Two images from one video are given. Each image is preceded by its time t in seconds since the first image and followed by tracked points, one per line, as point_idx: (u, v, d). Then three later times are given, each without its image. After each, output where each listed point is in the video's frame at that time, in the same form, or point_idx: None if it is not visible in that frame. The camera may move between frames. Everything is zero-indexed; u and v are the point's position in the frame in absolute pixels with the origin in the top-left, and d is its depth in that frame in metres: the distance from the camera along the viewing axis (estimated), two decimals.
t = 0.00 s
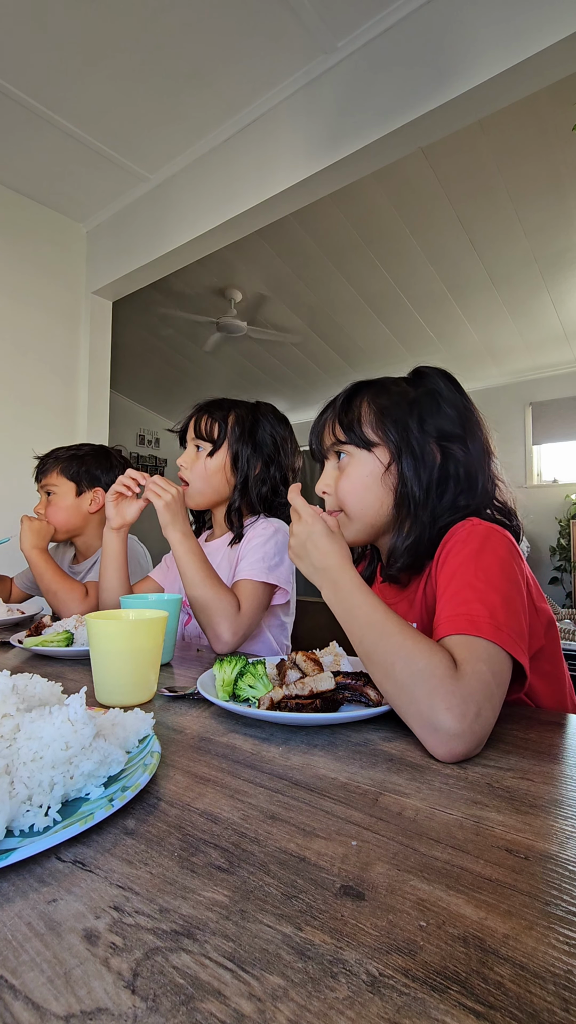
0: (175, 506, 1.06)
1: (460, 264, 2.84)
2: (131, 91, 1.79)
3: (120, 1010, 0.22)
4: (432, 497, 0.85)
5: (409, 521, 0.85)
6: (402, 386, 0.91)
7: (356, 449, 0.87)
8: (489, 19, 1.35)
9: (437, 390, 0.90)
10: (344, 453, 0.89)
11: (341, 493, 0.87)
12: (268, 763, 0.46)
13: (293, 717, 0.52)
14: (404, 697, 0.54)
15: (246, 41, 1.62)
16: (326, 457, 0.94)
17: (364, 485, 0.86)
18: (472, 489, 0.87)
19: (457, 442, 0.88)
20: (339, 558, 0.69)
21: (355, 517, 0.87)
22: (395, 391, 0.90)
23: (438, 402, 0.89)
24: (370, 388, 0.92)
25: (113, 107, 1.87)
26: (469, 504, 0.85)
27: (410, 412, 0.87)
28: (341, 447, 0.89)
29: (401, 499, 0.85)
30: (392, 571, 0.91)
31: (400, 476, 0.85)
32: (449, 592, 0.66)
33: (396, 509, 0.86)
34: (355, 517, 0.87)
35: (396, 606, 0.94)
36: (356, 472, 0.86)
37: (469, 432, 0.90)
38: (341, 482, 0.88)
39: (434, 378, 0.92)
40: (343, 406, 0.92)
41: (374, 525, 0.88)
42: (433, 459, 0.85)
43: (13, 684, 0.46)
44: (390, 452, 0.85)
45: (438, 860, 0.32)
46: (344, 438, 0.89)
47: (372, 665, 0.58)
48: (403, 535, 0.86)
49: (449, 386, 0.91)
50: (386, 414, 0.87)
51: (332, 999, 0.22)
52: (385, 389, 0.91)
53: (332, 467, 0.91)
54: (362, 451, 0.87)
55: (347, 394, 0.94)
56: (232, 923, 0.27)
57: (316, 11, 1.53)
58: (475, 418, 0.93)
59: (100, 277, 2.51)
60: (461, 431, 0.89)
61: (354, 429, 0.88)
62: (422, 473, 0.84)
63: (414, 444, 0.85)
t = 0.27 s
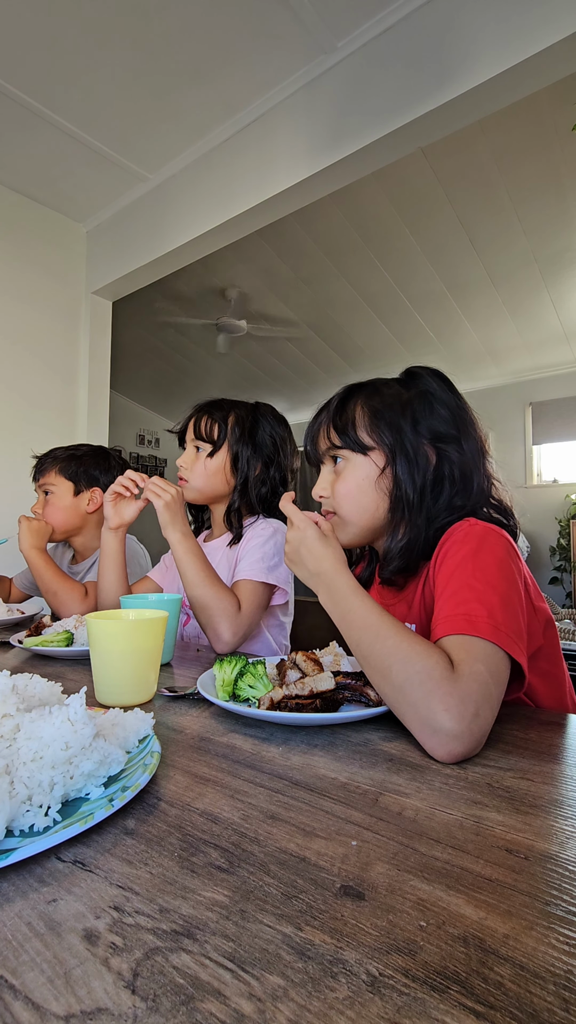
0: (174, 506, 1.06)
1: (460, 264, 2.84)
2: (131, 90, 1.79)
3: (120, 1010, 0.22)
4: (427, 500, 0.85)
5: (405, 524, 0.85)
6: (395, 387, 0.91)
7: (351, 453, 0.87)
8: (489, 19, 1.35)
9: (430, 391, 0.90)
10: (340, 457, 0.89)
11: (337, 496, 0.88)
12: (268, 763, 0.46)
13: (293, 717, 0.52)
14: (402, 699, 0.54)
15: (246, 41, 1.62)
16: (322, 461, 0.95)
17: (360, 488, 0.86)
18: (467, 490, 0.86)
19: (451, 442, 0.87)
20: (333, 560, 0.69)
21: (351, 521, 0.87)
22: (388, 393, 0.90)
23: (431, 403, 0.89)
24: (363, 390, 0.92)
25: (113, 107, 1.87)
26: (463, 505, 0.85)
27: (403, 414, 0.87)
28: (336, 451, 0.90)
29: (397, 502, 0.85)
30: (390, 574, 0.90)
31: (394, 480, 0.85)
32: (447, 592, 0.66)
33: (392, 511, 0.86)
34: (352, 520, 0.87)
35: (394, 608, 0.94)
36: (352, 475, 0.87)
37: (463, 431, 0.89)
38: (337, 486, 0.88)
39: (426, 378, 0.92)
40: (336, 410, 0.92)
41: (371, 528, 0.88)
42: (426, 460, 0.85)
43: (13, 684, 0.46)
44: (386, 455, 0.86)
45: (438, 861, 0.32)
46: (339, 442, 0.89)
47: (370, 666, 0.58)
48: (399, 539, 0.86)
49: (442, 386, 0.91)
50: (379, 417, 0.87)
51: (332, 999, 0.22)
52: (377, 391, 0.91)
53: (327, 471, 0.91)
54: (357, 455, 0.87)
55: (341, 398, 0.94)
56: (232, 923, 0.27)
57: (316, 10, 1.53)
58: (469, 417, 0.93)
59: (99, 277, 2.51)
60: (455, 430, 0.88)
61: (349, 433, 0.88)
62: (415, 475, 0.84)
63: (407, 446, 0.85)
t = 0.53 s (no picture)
0: (175, 506, 1.06)
1: (460, 264, 2.84)
2: (131, 90, 1.79)
3: (120, 1010, 0.22)
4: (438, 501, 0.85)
5: (414, 527, 0.84)
6: (404, 387, 0.91)
7: (364, 455, 0.86)
8: (489, 19, 1.35)
9: (437, 393, 0.92)
10: (351, 459, 0.88)
11: (350, 498, 0.86)
12: (268, 763, 0.46)
13: (293, 717, 0.52)
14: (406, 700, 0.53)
15: (246, 41, 1.62)
16: (329, 461, 0.93)
17: (374, 491, 0.85)
18: (474, 492, 0.88)
19: (458, 445, 0.89)
20: (338, 559, 0.69)
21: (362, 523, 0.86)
22: (397, 394, 0.90)
23: (439, 405, 0.91)
24: (372, 389, 0.91)
25: (113, 107, 1.87)
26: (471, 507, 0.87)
27: (415, 415, 0.87)
28: (348, 453, 0.88)
29: (411, 507, 0.85)
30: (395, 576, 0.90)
31: (411, 483, 0.85)
32: (450, 593, 0.66)
33: (405, 516, 0.85)
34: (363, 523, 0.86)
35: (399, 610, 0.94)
36: (365, 478, 0.86)
37: (467, 435, 0.92)
38: (349, 489, 0.87)
39: (433, 380, 0.93)
40: (347, 408, 0.91)
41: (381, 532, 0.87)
42: (439, 462, 0.86)
43: (13, 683, 0.46)
44: (400, 458, 0.85)
45: (438, 861, 0.32)
46: (351, 442, 0.88)
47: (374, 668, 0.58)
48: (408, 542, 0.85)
49: (447, 389, 0.93)
50: (392, 416, 0.87)
51: (332, 999, 0.22)
52: (387, 391, 0.90)
53: (336, 473, 0.90)
54: (371, 457, 0.86)
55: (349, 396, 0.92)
56: (232, 924, 0.27)
57: (316, 11, 1.53)
58: (471, 422, 0.95)
59: (99, 277, 2.51)
60: (461, 434, 0.90)
61: (362, 434, 0.87)
62: (431, 480, 0.85)
63: (421, 448, 0.85)
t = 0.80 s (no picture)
0: (177, 506, 1.06)
1: (460, 264, 2.83)
2: (131, 91, 1.79)
3: (120, 1010, 0.22)
4: (445, 505, 0.85)
5: (419, 530, 0.84)
6: (412, 389, 0.91)
7: (372, 457, 0.86)
8: (489, 19, 1.35)
9: (443, 396, 0.92)
10: (359, 459, 0.87)
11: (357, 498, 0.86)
12: (268, 763, 0.46)
13: (292, 717, 0.52)
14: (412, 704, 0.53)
15: (247, 41, 1.62)
16: (335, 463, 0.93)
17: (381, 492, 0.85)
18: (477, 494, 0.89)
19: (464, 448, 0.90)
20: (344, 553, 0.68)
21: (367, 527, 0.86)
22: (405, 395, 0.90)
23: (445, 408, 0.91)
24: (380, 391, 0.91)
25: (113, 107, 1.87)
26: (475, 510, 0.88)
27: (423, 417, 0.87)
28: (355, 454, 0.88)
29: (417, 510, 0.85)
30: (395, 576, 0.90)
31: (418, 486, 0.85)
32: (452, 593, 0.66)
33: (410, 517, 0.85)
34: (369, 524, 0.86)
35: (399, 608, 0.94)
36: (372, 479, 0.85)
37: (471, 438, 0.93)
38: (357, 490, 0.86)
39: (440, 383, 0.93)
40: (355, 409, 0.90)
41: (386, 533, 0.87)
42: (445, 465, 0.86)
43: (12, 684, 0.46)
44: (408, 461, 0.85)
45: (438, 861, 0.32)
46: (359, 443, 0.87)
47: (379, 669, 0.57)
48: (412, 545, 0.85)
49: (453, 392, 0.94)
50: (401, 419, 0.87)
51: (332, 1000, 0.22)
52: (395, 392, 0.90)
53: (343, 474, 0.89)
54: (379, 459, 0.86)
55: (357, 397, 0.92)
56: (232, 923, 0.27)
57: (316, 11, 1.53)
58: (474, 424, 0.96)
59: (100, 277, 2.51)
60: (466, 436, 0.91)
61: (371, 435, 0.87)
62: (438, 483, 0.85)
63: (429, 451, 0.85)
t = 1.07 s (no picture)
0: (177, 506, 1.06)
1: (460, 263, 2.83)
2: (131, 90, 1.79)
3: (120, 1010, 0.22)
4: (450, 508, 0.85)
5: (422, 532, 0.84)
6: (420, 390, 0.91)
7: (378, 459, 0.86)
8: (489, 19, 1.35)
9: (450, 398, 0.92)
10: (365, 461, 0.87)
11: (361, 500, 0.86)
12: (268, 763, 0.46)
13: (292, 717, 0.52)
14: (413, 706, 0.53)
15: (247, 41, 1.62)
16: (340, 464, 0.92)
17: (385, 494, 0.85)
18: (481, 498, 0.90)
19: (469, 452, 0.91)
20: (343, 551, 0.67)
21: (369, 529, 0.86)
22: (413, 396, 0.90)
23: (452, 411, 0.91)
24: (389, 392, 0.90)
25: (113, 107, 1.87)
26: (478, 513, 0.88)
27: (431, 420, 0.87)
28: (361, 456, 0.87)
29: (421, 513, 0.85)
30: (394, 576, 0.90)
31: (423, 490, 0.85)
32: (452, 593, 0.66)
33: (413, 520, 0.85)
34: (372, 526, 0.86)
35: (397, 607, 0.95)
36: (377, 481, 0.85)
37: (476, 441, 0.93)
38: (362, 492, 0.86)
39: (448, 385, 0.93)
40: (363, 410, 0.89)
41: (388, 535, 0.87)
42: (451, 469, 0.87)
43: (13, 684, 0.46)
44: (414, 465, 0.85)
45: (438, 861, 0.32)
46: (366, 445, 0.87)
47: (381, 671, 0.57)
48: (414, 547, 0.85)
49: (459, 395, 0.94)
50: (408, 420, 0.87)
51: (332, 1000, 0.22)
52: (403, 394, 0.90)
53: (348, 475, 0.89)
54: (384, 461, 0.85)
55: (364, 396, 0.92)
56: (232, 924, 0.27)
57: (316, 11, 1.53)
58: (479, 427, 0.97)
59: (100, 277, 2.51)
60: (471, 440, 0.92)
61: (378, 435, 0.86)
62: (444, 487, 0.85)
63: (436, 455, 0.86)
